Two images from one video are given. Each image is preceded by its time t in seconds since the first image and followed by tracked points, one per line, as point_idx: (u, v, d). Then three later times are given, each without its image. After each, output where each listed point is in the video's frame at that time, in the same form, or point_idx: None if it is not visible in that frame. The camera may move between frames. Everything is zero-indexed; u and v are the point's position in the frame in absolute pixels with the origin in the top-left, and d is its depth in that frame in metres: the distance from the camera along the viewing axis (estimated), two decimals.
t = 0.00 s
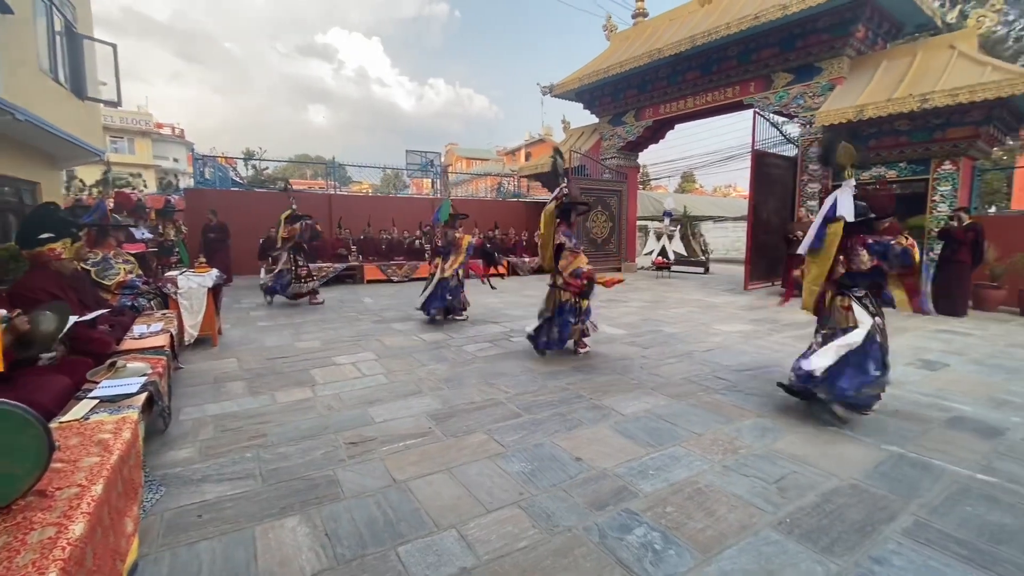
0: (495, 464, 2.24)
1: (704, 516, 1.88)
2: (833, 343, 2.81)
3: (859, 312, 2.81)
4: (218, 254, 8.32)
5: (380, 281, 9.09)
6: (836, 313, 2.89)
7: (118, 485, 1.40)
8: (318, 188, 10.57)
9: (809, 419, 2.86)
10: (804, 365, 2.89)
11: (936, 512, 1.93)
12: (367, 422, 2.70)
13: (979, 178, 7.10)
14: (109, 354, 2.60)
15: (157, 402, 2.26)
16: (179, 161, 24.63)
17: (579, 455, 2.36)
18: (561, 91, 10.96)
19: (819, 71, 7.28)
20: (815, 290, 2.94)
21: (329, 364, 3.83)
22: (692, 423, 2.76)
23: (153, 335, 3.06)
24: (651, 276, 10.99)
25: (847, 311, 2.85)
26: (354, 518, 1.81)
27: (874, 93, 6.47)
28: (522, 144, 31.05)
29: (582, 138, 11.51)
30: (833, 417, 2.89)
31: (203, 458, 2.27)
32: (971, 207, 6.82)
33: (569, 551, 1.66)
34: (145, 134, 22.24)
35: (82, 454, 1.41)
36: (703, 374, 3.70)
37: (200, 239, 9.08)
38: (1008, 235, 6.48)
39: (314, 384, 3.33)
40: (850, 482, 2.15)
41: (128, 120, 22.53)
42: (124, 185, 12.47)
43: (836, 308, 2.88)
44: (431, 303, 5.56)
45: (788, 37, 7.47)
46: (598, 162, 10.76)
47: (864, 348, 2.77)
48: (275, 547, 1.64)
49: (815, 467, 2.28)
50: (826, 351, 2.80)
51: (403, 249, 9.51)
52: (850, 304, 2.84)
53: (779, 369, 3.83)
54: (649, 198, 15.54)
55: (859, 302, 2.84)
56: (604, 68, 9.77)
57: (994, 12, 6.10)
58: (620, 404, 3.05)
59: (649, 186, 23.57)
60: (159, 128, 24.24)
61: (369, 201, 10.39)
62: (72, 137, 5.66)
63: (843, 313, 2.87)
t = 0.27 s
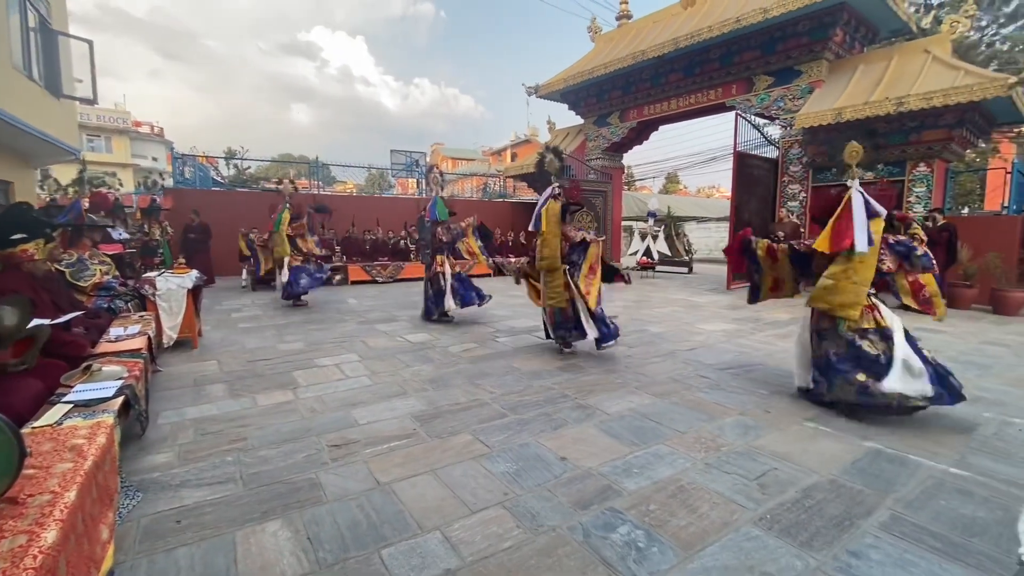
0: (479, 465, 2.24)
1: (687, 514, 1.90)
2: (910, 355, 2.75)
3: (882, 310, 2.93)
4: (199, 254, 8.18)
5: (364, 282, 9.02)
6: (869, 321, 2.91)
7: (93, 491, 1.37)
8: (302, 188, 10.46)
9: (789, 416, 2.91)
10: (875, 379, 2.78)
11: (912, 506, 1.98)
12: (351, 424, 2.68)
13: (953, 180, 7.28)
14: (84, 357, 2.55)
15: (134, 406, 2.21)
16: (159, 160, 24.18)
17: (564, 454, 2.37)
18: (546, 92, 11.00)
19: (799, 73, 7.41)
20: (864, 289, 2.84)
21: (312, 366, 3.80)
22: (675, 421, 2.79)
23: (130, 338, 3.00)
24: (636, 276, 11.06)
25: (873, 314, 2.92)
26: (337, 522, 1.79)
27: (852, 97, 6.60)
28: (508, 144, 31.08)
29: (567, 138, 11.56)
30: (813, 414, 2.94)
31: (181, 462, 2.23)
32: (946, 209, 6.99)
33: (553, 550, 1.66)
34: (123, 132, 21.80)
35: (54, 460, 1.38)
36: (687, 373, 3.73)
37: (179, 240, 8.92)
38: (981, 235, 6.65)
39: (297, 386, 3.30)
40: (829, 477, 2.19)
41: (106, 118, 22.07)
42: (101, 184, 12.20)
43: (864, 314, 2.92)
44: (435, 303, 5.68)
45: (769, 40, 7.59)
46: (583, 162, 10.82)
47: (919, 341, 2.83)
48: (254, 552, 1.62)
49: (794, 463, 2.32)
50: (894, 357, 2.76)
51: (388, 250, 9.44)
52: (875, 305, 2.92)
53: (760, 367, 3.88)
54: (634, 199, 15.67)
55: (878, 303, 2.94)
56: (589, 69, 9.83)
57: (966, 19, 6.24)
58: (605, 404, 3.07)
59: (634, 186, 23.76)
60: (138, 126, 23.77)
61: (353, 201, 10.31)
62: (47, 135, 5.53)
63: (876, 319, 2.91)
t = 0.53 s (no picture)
0: (467, 466, 2.24)
1: (673, 511, 1.92)
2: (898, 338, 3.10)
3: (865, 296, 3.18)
4: (181, 255, 8.05)
5: (351, 283, 8.94)
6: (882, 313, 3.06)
7: (70, 497, 1.34)
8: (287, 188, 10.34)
9: (773, 413, 2.94)
10: (884, 366, 3.00)
11: (891, 501, 2.02)
12: (337, 426, 2.66)
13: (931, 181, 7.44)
14: (61, 360, 2.49)
15: (113, 410, 2.17)
16: (140, 160, 23.72)
17: (551, 454, 2.38)
18: (533, 93, 11.01)
19: (781, 76, 7.52)
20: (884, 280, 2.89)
21: (297, 367, 3.76)
22: (661, 420, 2.82)
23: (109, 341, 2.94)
24: (623, 276, 11.13)
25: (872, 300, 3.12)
26: (322, 525, 1.78)
27: (834, 99, 6.70)
28: (496, 144, 31.06)
29: (554, 139, 11.59)
30: (796, 412, 2.98)
31: (163, 467, 2.19)
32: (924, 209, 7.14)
33: (540, 550, 1.67)
34: (103, 130, 21.34)
35: (30, 466, 1.35)
36: (673, 371, 3.77)
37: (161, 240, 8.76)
38: (958, 235, 6.81)
39: (282, 389, 3.26)
40: (811, 474, 2.23)
41: (84, 116, 21.58)
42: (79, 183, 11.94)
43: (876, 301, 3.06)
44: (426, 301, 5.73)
45: (752, 43, 7.69)
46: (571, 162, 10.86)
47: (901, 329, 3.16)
48: (238, 557, 1.60)
49: (778, 460, 2.35)
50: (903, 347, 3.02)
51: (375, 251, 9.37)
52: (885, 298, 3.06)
53: (745, 365, 3.93)
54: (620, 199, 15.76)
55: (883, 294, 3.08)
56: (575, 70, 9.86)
57: (942, 23, 6.39)
58: (592, 403, 3.08)
59: (621, 187, 23.90)
60: (118, 125, 23.29)
61: (340, 201, 10.22)
62: (21, 132, 5.38)
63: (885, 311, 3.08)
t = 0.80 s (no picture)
0: (456, 466, 2.23)
1: (661, 510, 1.93)
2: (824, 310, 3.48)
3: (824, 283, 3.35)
4: (166, 256, 7.93)
5: (339, 284, 8.88)
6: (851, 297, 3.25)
7: (50, 504, 1.31)
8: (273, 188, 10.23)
9: (760, 411, 2.98)
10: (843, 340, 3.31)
11: (874, 496, 2.05)
12: (325, 428, 2.64)
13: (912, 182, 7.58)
14: (40, 363, 2.45)
15: (95, 414, 2.13)
16: (122, 159, 23.31)
17: (541, 454, 2.38)
18: (522, 93, 11.02)
19: (767, 78, 7.60)
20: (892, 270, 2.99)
21: (284, 369, 3.72)
22: (650, 419, 2.83)
23: (90, 343, 2.89)
24: (612, 276, 11.18)
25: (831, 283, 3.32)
26: (310, 528, 1.76)
27: (818, 101, 6.79)
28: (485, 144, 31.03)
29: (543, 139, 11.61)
30: (782, 410, 3.02)
31: (146, 472, 2.15)
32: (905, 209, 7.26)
33: (530, 550, 1.67)
34: (84, 129, 20.95)
35: (8, 472, 1.31)
36: (661, 370, 3.79)
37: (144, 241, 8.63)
38: (938, 235, 6.93)
39: (268, 391, 3.23)
40: (796, 470, 2.26)
41: (65, 114, 21.15)
42: (60, 183, 11.70)
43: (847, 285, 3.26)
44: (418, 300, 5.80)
45: (738, 45, 7.77)
46: (560, 163, 10.88)
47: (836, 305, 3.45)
48: (224, 562, 1.58)
49: (764, 458, 2.38)
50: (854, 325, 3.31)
51: (363, 251, 9.30)
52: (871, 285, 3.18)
53: (732, 364, 3.97)
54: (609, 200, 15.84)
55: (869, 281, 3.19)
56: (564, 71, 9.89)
57: (923, 28, 6.52)
58: (581, 403, 3.09)
59: (609, 187, 24.00)
60: (100, 123, 22.87)
61: (328, 202, 10.14)
62: None
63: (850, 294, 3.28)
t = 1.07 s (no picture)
0: (446, 467, 2.23)
1: (651, 508, 1.94)
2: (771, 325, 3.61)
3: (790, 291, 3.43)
4: (152, 257, 7.82)
5: (329, 285, 8.82)
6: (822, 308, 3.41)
7: (31, 509, 1.28)
8: (262, 188, 10.13)
9: (748, 410, 3.00)
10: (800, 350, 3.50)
11: (860, 492, 2.08)
12: (314, 430, 2.62)
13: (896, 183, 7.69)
14: (21, 366, 2.41)
15: (78, 417, 2.10)
16: (107, 158, 22.96)
17: (531, 454, 2.38)
18: (513, 93, 11.02)
19: (755, 80, 7.68)
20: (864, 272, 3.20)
21: (273, 371, 3.69)
22: (640, 418, 2.85)
23: (73, 346, 2.84)
24: (602, 276, 11.22)
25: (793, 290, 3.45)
26: (299, 531, 1.75)
27: (805, 102, 6.88)
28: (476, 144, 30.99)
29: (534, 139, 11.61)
30: (770, 408, 3.05)
31: (131, 476, 2.12)
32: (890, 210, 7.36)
33: (520, 550, 1.67)
34: (67, 128, 20.62)
35: None
36: (651, 370, 3.81)
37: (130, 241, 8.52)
38: (921, 235, 7.04)
39: (257, 393, 3.20)
40: (784, 468, 2.28)
41: (48, 113, 20.80)
42: (43, 183, 11.51)
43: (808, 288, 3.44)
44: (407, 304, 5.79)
45: (726, 47, 7.84)
46: (550, 163, 10.89)
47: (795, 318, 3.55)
48: (211, 566, 1.56)
49: (752, 455, 2.40)
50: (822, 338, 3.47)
51: (353, 251, 9.24)
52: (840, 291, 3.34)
53: (721, 363, 4.00)
54: (599, 200, 15.89)
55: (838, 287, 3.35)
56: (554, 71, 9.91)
57: (907, 31, 6.61)
58: (572, 402, 3.10)
59: (600, 187, 24.07)
60: (83, 122, 22.52)
61: (317, 202, 10.07)
62: None
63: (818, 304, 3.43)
